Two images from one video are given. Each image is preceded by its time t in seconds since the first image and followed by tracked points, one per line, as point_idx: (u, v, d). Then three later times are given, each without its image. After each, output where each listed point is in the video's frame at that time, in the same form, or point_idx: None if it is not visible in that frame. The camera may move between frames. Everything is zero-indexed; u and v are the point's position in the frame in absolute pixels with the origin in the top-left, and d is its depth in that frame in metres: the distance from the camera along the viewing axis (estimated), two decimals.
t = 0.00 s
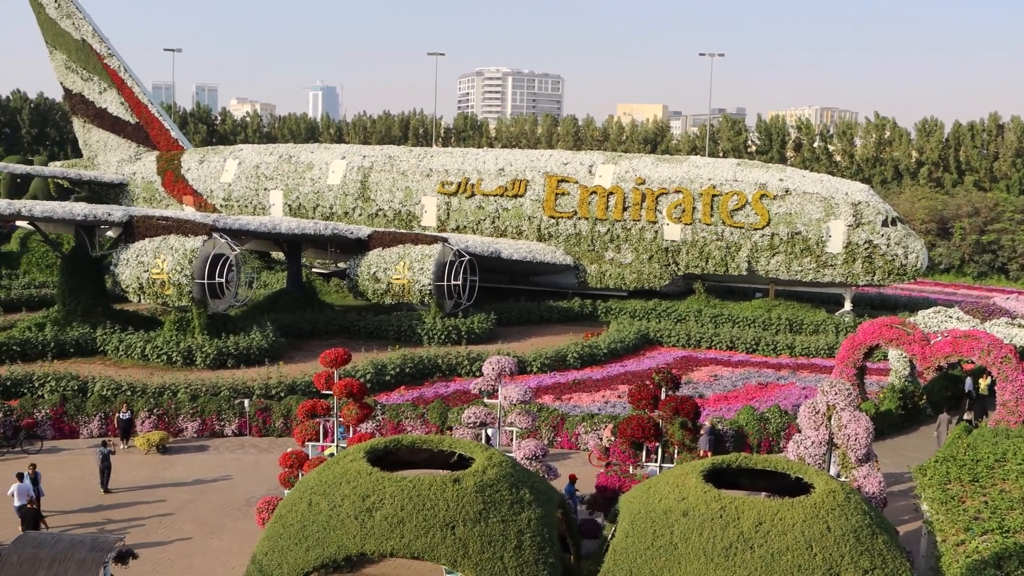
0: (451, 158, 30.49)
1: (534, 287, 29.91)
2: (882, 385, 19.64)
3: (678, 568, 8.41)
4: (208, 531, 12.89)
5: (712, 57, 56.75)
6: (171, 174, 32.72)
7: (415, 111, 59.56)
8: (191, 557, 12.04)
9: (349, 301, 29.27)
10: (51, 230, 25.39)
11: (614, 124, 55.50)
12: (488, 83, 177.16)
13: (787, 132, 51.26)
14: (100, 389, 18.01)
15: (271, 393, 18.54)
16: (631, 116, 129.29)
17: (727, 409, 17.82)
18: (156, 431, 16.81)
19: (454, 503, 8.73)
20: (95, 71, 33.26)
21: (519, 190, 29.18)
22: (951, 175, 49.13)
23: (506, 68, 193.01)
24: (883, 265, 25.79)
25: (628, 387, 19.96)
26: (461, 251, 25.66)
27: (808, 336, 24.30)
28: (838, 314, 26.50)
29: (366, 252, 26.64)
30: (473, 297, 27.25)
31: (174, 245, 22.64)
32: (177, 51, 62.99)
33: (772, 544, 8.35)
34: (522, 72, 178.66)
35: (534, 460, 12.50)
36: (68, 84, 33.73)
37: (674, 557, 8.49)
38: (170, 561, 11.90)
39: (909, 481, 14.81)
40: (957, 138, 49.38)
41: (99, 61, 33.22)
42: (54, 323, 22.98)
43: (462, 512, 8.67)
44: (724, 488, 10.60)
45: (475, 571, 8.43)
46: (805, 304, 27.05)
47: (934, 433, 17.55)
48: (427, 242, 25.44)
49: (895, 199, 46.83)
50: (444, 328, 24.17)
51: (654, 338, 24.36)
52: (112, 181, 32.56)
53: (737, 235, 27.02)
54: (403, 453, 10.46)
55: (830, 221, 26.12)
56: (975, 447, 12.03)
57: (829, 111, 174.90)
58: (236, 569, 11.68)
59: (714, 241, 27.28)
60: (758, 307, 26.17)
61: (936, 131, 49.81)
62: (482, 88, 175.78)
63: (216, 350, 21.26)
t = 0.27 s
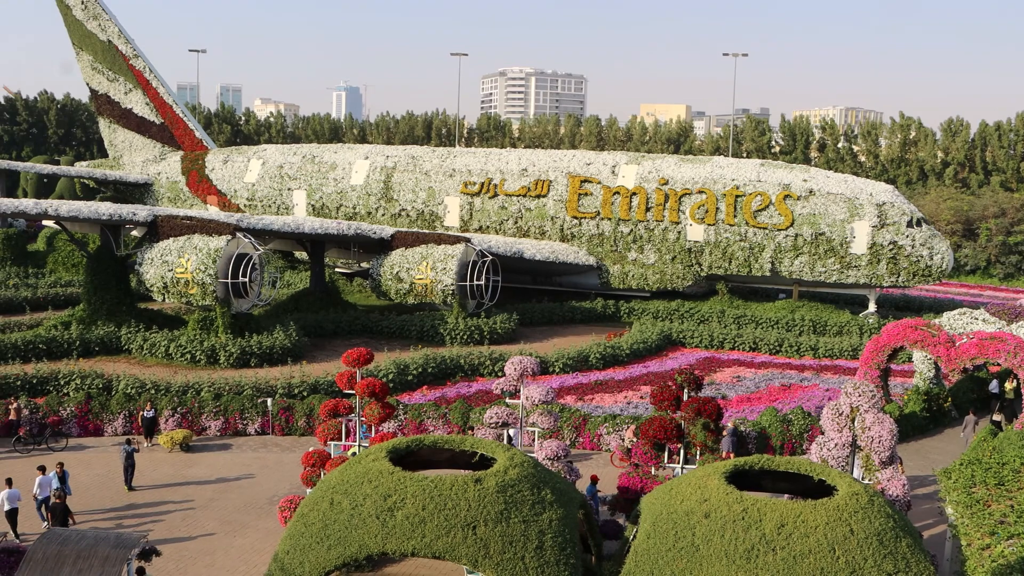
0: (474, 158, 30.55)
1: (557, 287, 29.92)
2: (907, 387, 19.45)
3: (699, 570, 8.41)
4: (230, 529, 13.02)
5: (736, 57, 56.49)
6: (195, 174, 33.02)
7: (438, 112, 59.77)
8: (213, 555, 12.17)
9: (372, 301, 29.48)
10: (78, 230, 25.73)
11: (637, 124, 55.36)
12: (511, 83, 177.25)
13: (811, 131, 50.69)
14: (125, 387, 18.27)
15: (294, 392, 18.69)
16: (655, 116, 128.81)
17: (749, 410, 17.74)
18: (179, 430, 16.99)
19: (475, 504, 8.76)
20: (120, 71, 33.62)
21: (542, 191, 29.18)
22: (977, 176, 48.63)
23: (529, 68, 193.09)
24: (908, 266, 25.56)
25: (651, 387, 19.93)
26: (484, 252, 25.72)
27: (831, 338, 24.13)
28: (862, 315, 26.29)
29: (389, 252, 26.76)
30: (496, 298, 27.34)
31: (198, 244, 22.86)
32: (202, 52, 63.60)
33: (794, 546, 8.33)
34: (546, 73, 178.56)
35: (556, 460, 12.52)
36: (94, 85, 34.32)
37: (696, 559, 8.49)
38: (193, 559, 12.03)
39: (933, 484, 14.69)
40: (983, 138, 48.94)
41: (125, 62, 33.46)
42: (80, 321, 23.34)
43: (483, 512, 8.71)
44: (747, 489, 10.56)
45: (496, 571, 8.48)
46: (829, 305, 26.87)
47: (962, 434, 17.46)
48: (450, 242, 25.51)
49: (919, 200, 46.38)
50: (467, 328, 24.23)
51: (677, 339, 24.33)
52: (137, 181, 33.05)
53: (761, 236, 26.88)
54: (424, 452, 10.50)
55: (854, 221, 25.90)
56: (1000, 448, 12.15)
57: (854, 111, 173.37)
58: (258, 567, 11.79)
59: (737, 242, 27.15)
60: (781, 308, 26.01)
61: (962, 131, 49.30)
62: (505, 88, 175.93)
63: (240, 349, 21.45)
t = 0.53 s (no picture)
0: (502, 159, 30.61)
1: (585, 288, 29.89)
2: (937, 390, 19.24)
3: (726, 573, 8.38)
4: (257, 527, 13.16)
5: (765, 57, 56.14)
6: (224, 174, 33.40)
7: (465, 112, 59.98)
8: (240, 552, 12.30)
9: (400, 301, 29.64)
10: (109, 229, 26.11)
11: (665, 124, 55.18)
12: (539, 83, 177.24)
13: (841, 132, 50.22)
14: (154, 386, 18.51)
15: (321, 391, 18.84)
16: (683, 117, 128.26)
17: (777, 412, 17.63)
18: (208, 428, 17.20)
19: (502, 504, 8.80)
20: (151, 72, 34.18)
21: (570, 191, 29.17)
22: (1010, 177, 47.97)
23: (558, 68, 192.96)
24: (938, 267, 25.27)
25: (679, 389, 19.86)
26: (511, 252, 25.77)
27: (861, 340, 23.92)
28: (892, 317, 26.02)
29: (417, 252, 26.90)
30: (524, 298, 27.39)
31: (227, 244, 23.12)
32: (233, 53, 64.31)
33: (822, 550, 8.28)
34: (574, 73, 178.36)
35: (583, 461, 12.52)
36: (125, 86, 34.83)
37: (722, 562, 8.46)
38: (220, 556, 12.17)
39: (964, 488, 14.52)
40: (1016, 138, 48.29)
41: (155, 63, 34.08)
42: (110, 320, 23.69)
43: (509, 512, 8.74)
44: (774, 492, 10.51)
45: (522, 571, 8.51)
46: (858, 307, 26.63)
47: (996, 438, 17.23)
48: (478, 242, 25.60)
49: (951, 201, 45.82)
50: (494, 328, 24.29)
51: (704, 340, 24.22)
52: (167, 181, 33.45)
53: (790, 237, 26.68)
54: (451, 452, 10.54)
55: (884, 222, 25.63)
56: None
57: (886, 111, 171.38)
58: (284, 564, 11.91)
59: (765, 244, 26.98)
60: (810, 310, 25.81)
61: (994, 131, 48.64)
62: (534, 89, 176.03)
63: (268, 348, 21.63)
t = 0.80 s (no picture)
0: (536, 158, 30.65)
1: (619, 288, 29.83)
2: (975, 393, 18.96)
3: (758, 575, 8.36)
4: (290, 525, 13.33)
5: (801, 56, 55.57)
6: (260, 174, 33.84)
7: (499, 112, 60.12)
8: (274, 549, 12.47)
9: (433, 300, 29.83)
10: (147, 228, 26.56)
11: (700, 124, 54.84)
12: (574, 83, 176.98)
13: (879, 131, 49.57)
14: (190, 383, 18.82)
15: (355, 390, 19.02)
16: (718, 116, 127.39)
17: (813, 414, 17.48)
18: (243, 425, 17.45)
19: (534, 504, 8.85)
20: (188, 73, 34.72)
21: (605, 191, 29.13)
22: None
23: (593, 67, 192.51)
24: (977, 269, 24.88)
25: (713, 390, 19.76)
26: (546, 252, 25.80)
27: (898, 342, 23.62)
28: (930, 319, 25.66)
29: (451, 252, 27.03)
30: (558, 298, 27.43)
31: (263, 243, 23.41)
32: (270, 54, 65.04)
33: (856, 553, 8.22)
34: (608, 72, 177.87)
35: (616, 461, 12.52)
36: (163, 86, 35.42)
37: (756, 564, 8.45)
38: (255, 553, 12.35)
39: (1003, 494, 14.29)
40: None
41: (192, 63, 34.60)
42: (148, 318, 24.12)
43: (542, 512, 8.79)
44: (808, 494, 10.45)
45: (554, 571, 8.57)
46: (895, 308, 26.29)
47: None
48: (512, 242, 25.67)
49: (991, 201, 45.07)
50: (528, 328, 24.33)
51: (739, 341, 24.06)
52: (203, 181, 33.93)
53: (825, 237, 26.43)
54: (484, 452, 10.60)
55: (922, 223, 25.29)
56: None
57: (926, 109, 168.72)
58: (317, 562, 12.05)
59: (801, 244, 26.74)
60: (846, 311, 25.53)
61: None
62: (569, 88, 175.86)
63: (302, 347, 21.86)
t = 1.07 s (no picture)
0: (564, 158, 30.66)
1: (647, 288, 29.76)
2: (1008, 395, 18.74)
3: None
4: (318, 522, 13.48)
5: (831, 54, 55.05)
6: (289, 173, 34.16)
7: (527, 112, 60.17)
8: (301, 546, 12.63)
9: (461, 299, 29.97)
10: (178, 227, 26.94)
11: (729, 123, 54.55)
12: (602, 82, 176.56)
13: (910, 130, 49.05)
14: (219, 381, 19.08)
15: (383, 388, 19.18)
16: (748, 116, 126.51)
17: (842, 415, 17.36)
18: (271, 423, 17.66)
19: (561, 503, 8.91)
20: (218, 72, 35.13)
21: (633, 191, 29.09)
22: None
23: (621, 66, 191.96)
24: (1010, 270, 24.55)
25: (741, 390, 19.68)
26: (574, 251, 25.82)
27: (928, 343, 23.38)
28: (961, 320, 25.36)
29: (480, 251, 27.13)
30: (586, 297, 27.41)
31: (292, 242, 23.66)
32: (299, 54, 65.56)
33: (885, 556, 8.17)
34: (637, 71, 177.25)
35: (643, 462, 12.53)
36: (193, 86, 35.89)
37: (783, 565, 8.44)
38: (283, 550, 12.52)
39: None
40: None
41: (223, 63, 34.99)
42: (178, 316, 24.47)
43: (569, 512, 8.85)
44: (837, 496, 10.41)
45: (581, 570, 8.64)
46: (926, 310, 26.00)
47: None
48: (541, 241, 25.73)
49: None
50: (556, 327, 24.39)
51: (768, 341, 23.94)
52: (233, 179, 34.39)
53: (856, 237, 26.21)
54: (511, 451, 10.67)
55: (954, 223, 25.04)
56: None
57: (961, 107, 166.35)
58: (343, 560, 12.19)
59: (831, 244, 26.53)
60: (876, 312, 25.31)
61: None
62: (597, 87, 175.61)
63: (331, 345, 22.06)
